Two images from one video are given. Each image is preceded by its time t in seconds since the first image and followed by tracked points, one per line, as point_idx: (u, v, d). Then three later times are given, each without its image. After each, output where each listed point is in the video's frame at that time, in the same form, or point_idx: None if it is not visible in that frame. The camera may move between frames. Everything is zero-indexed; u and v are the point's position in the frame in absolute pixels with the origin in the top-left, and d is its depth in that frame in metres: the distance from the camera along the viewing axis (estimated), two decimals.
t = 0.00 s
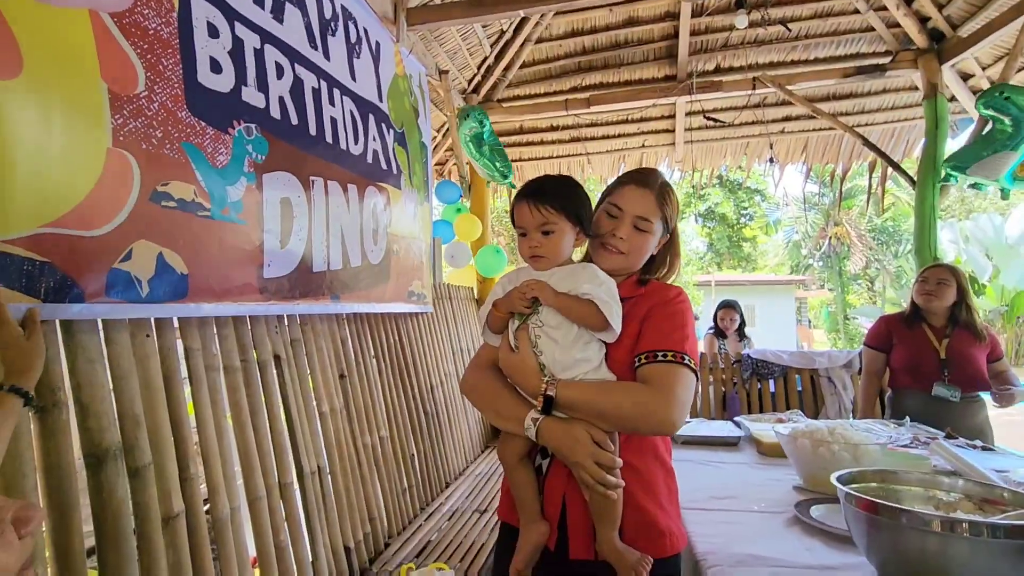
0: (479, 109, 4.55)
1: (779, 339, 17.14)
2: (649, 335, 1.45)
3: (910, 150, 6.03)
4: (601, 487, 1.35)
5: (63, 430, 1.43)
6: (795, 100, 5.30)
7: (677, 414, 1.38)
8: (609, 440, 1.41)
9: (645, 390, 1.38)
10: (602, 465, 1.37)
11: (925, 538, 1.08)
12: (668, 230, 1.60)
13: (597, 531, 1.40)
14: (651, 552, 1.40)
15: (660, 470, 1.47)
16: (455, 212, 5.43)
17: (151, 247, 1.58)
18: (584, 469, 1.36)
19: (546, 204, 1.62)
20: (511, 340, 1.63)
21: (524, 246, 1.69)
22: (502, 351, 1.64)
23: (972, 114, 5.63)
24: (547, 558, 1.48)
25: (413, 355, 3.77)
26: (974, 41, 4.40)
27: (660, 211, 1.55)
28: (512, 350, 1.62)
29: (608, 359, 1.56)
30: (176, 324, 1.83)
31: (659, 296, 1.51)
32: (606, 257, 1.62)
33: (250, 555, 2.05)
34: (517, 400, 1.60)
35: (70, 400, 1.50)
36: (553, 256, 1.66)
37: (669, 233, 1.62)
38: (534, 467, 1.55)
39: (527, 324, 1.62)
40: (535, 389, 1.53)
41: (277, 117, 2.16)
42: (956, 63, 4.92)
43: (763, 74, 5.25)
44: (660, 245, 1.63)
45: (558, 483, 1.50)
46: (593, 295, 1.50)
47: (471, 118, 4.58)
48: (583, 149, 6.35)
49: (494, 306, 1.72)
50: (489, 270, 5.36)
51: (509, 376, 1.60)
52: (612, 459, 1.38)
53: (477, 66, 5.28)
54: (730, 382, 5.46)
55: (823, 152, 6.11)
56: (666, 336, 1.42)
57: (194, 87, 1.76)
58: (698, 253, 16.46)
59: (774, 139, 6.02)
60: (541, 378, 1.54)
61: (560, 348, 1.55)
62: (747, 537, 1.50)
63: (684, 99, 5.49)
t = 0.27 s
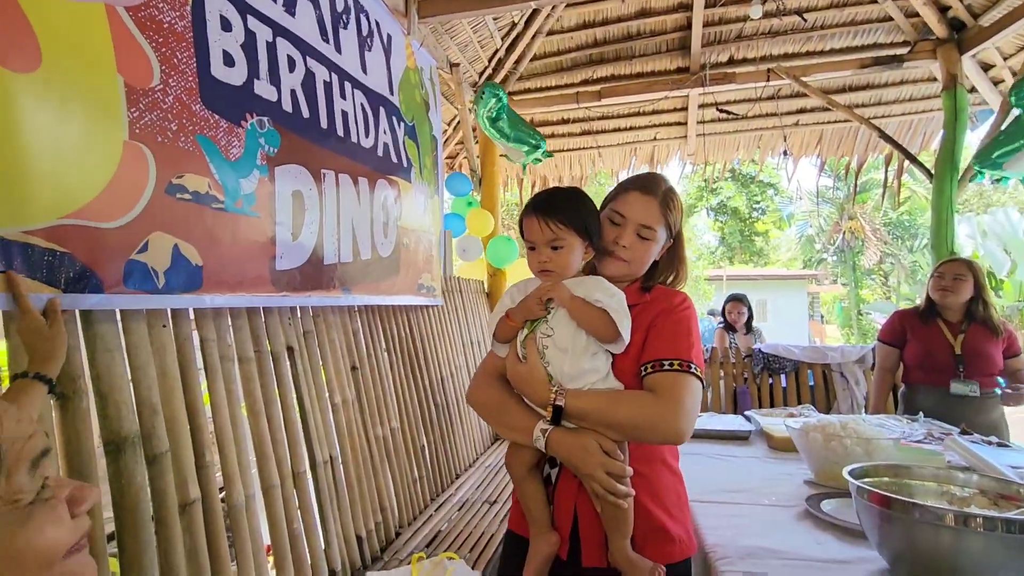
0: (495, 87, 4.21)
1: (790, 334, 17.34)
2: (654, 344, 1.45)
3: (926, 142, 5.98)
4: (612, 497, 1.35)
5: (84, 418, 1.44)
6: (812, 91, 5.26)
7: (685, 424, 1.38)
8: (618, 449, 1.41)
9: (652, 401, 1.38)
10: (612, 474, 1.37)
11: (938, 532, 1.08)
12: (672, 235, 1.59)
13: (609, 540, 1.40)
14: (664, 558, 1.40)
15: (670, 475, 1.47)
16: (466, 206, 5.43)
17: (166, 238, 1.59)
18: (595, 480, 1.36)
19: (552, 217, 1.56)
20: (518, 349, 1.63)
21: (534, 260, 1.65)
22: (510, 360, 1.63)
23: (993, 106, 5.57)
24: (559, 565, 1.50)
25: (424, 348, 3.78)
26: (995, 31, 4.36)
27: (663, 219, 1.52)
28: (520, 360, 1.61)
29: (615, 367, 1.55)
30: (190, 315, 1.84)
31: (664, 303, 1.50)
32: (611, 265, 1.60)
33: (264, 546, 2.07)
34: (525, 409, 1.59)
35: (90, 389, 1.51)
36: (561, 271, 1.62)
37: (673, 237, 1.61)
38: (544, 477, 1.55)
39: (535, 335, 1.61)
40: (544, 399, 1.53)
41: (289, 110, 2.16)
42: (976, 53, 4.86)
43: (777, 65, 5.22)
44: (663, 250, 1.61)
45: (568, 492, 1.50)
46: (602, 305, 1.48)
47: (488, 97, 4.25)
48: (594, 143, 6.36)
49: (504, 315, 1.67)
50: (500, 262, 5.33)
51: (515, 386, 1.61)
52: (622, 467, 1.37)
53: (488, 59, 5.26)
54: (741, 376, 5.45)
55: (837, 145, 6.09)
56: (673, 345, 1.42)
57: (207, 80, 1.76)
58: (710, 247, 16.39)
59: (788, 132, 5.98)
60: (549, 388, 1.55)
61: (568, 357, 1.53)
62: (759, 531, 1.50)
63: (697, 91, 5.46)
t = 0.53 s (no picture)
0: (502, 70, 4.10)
1: (809, 327, 17.42)
2: (664, 313, 1.44)
3: (951, 131, 5.88)
4: (620, 460, 1.36)
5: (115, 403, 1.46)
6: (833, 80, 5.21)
7: (693, 392, 1.38)
8: (627, 415, 1.41)
9: (661, 369, 1.38)
10: (620, 440, 1.38)
11: (955, 520, 1.07)
12: (677, 206, 1.59)
13: (618, 504, 1.41)
14: (672, 524, 1.42)
15: (678, 446, 1.48)
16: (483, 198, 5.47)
17: (191, 228, 1.62)
18: (605, 444, 1.37)
19: (567, 176, 1.62)
20: (528, 317, 1.61)
21: (540, 220, 1.68)
22: (518, 327, 1.62)
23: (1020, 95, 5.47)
24: (566, 532, 1.50)
25: (440, 337, 3.80)
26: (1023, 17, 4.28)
27: (665, 187, 1.52)
28: (529, 327, 1.59)
29: (624, 333, 1.54)
30: (215, 303, 1.87)
31: (672, 276, 1.48)
32: (614, 237, 1.61)
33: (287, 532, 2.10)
34: (532, 377, 1.59)
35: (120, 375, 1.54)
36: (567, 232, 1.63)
37: (676, 211, 1.61)
38: (553, 446, 1.55)
39: (544, 300, 1.60)
40: (552, 365, 1.52)
41: (307, 102, 2.18)
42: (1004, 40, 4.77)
43: (797, 54, 5.16)
44: (667, 222, 1.61)
45: (578, 461, 1.50)
46: (608, 277, 1.49)
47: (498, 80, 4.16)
48: (610, 134, 6.33)
49: (518, 262, 1.68)
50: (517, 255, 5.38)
51: (524, 354, 1.58)
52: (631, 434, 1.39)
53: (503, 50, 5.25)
54: (757, 368, 5.42)
55: (857, 134, 6.04)
56: (681, 316, 1.41)
57: (229, 73, 1.78)
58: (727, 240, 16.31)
59: (808, 122, 5.93)
60: (559, 355, 1.53)
61: (577, 326, 1.54)
62: (774, 517, 1.50)
63: (716, 81, 5.41)
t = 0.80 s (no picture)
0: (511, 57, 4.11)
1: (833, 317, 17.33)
2: (666, 331, 1.45)
3: (983, 117, 5.84)
4: (629, 470, 1.36)
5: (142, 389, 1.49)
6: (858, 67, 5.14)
7: (698, 407, 1.38)
8: (634, 428, 1.42)
9: (668, 385, 1.38)
10: (628, 451, 1.37)
11: (972, 500, 1.07)
12: (682, 219, 1.58)
13: (628, 513, 1.41)
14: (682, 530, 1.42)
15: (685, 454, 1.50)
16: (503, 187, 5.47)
17: (220, 217, 1.67)
18: (611, 455, 1.37)
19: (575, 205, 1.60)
20: (538, 335, 1.61)
21: (552, 246, 1.69)
22: (529, 345, 1.62)
23: None
24: (581, 539, 1.51)
25: (460, 325, 3.82)
26: None
27: (671, 203, 1.52)
28: (540, 344, 1.60)
29: (631, 353, 1.55)
30: (247, 291, 1.94)
31: (675, 291, 1.51)
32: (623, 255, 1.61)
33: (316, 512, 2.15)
34: (544, 393, 1.59)
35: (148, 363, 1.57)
36: (575, 257, 1.64)
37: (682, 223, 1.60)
38: (562, 455, 1.58)
39: (553, 318, 1.60)
40: (563, 381, 1.52)
41: (327, 93, 2.19)
42: None
43: (823, 39, 5.07)
44: (673, 235, 1.60)
45: (588, 470, 1.51)
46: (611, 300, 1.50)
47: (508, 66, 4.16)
48: (629, 123, 6.29)
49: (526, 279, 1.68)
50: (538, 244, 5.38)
51: (536, 369, 1.58)
52: (638, 443, 1.38)
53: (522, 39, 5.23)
54: (778, 358, 5.40)
55: (887, 121, 5.94)
56: (683, 331, 1.42)
57: (254, 66, 1.80)
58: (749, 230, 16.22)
59: (834, 109, 5.84)
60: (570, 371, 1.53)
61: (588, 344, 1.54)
62: (792, 500, 1.50)
63: (737, 67, 5.35)
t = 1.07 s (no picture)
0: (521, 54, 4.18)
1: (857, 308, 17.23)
2: (666, 285, 1.45)
3: (1013, 103, 5.64)
4: (620, 413, 1.38)
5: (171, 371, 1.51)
6: (884, 51, 4.97)
7: (691, 359, 1.39)
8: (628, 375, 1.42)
9: (663, 335, 1.39)
10: (622, 394, 1.39)
11: (981, 481, 1.07)
12: (679, 178, 1.59)
13: (615, 455, 1.41)
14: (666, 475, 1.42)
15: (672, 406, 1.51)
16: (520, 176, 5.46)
17: (249, 207, 1.72)
18: (605, 398, 1.39)
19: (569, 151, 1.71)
20: (538, 283, 1.61)
21: (542, 192, 1.77)
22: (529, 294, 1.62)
23: None
24: (568, 481, 1.48)
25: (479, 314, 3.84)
26: None
27: (665, 162, 1.53)
28: (540, 294, 1.59)
29: (628, 304, 1.55)
30: (277, 278, 2.01)
31: (675, 250, 1.50)
32: (622, 212, 1.61)
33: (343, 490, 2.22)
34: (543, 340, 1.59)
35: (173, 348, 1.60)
36: (567, 202, 1.71)
37: (681, 182, 1.62)
38: (557, 402, 1.55)
39: (552, 266, 1.62)
40: (562, 328, 1.51)
41: (347, 88, 2.22)
42: None
43: (846, 24, 4.94)
44: (671, 194, 1.61)
45: (580, 418, 1.50)
46: (604, 241, 1.52)
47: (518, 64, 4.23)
48: (648, 112, 6.26)
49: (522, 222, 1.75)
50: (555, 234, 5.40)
51: (535, 318, 1.57)
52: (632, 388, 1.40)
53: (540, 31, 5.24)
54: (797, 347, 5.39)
55: (912, 107, 5.79)
56: (683, 286, 1.43)
57: (279, 63, 1.84)
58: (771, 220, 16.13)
59: (858, 96, 5.71)
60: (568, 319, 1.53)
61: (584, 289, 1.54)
62: (804, 481, 1.51)
63: (758, 56, 5.29)
